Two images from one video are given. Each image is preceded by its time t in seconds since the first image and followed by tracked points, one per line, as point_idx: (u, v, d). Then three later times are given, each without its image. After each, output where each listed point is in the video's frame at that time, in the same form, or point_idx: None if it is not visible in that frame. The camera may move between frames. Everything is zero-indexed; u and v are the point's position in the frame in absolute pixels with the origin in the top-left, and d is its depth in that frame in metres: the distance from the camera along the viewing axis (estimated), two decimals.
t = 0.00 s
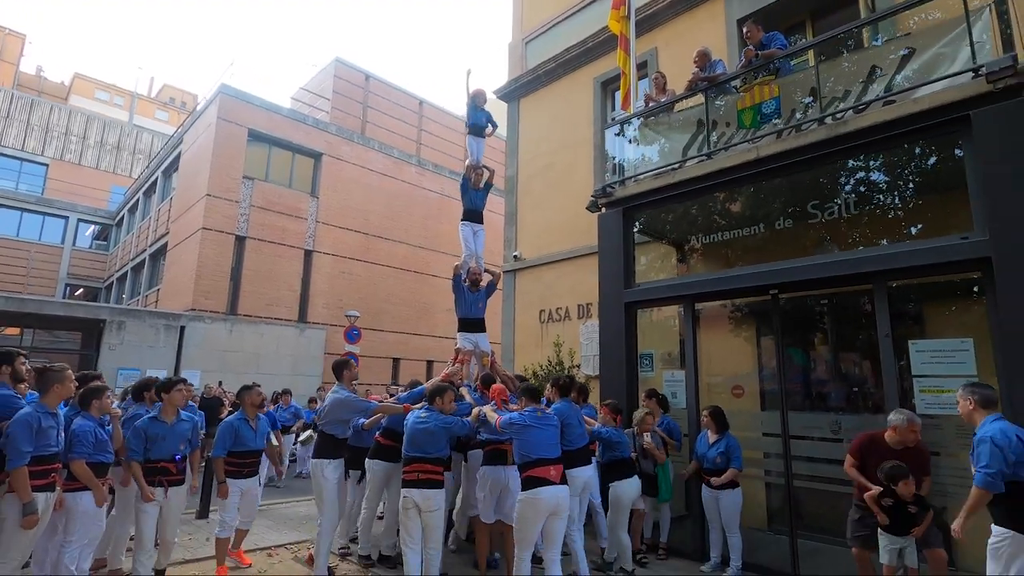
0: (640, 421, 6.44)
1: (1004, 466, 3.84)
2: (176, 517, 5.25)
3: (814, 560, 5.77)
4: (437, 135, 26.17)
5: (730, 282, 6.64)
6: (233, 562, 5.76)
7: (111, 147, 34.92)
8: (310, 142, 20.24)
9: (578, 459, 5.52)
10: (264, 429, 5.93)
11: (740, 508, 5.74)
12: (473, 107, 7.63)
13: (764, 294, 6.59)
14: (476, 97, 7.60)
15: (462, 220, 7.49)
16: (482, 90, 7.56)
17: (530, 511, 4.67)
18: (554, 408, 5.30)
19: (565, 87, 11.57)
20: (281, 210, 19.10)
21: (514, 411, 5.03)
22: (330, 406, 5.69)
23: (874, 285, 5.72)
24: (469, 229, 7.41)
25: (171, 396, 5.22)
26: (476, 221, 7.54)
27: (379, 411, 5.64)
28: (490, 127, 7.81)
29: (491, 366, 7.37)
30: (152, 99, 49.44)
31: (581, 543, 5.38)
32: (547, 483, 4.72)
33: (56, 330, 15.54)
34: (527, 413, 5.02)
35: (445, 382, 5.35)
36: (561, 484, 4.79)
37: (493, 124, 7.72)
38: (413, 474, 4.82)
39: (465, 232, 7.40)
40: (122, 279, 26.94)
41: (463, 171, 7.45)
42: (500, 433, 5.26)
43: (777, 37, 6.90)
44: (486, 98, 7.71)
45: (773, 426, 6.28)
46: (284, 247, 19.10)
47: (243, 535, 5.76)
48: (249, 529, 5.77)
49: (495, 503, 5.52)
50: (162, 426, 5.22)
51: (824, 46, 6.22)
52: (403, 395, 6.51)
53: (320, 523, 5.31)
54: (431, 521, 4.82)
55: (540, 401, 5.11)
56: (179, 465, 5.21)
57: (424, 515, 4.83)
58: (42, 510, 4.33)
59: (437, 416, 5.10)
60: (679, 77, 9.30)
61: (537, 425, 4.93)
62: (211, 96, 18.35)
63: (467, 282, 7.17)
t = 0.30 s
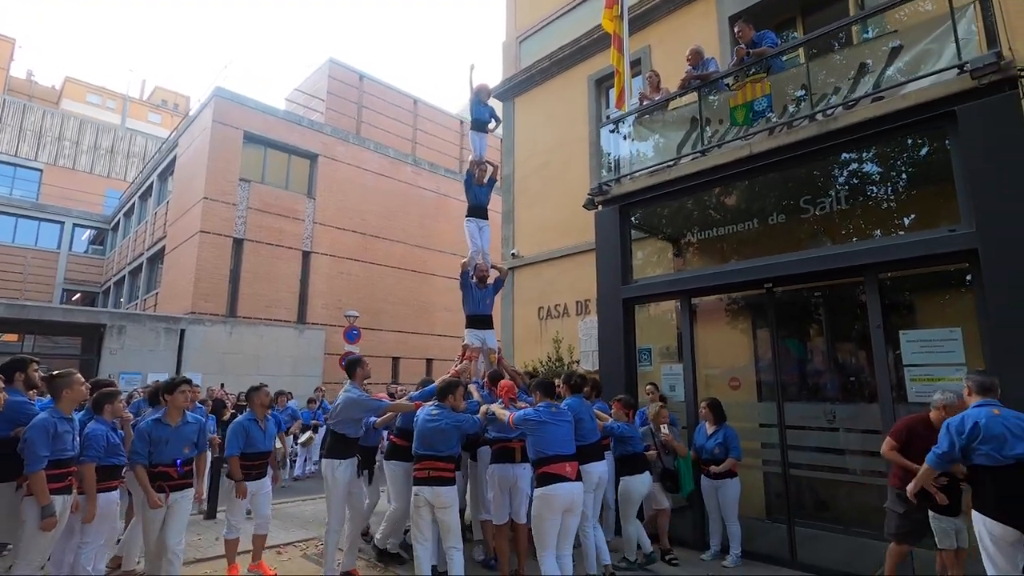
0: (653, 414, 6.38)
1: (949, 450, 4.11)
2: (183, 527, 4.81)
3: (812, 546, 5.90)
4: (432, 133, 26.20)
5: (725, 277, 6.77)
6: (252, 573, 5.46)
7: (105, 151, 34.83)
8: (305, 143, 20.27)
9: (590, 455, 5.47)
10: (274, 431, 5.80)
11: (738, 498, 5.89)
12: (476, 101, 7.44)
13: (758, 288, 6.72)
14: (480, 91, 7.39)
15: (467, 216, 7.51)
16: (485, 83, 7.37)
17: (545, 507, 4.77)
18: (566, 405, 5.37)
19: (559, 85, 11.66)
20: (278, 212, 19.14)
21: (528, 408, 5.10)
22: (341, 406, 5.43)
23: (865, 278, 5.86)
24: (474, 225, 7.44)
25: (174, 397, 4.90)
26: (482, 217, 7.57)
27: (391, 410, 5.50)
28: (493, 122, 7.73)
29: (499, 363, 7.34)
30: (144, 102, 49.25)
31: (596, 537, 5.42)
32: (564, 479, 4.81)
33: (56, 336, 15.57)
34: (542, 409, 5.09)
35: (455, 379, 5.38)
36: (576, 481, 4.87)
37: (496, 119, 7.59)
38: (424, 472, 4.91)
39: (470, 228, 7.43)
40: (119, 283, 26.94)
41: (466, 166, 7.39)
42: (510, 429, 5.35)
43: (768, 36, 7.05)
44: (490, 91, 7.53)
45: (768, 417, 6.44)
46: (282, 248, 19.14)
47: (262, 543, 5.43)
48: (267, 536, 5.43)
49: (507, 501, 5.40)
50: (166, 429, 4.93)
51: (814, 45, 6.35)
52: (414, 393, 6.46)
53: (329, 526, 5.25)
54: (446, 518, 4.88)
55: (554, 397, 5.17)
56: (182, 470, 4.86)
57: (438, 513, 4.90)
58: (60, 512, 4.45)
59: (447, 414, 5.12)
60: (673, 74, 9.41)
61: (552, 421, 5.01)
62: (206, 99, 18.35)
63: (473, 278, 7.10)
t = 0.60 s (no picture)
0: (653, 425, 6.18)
1: (915, 466, 4.39)
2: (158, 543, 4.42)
3: (784, 556, 6.10)
4: (419, 141, 26.28)
5: (704, 294, 6.97)
6: None
7: (84, 147, 34.24)
8: (292, 147, 20.21)
9: (584, 467, 5.36)
10: (264, 437, 5.49)
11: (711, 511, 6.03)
12: (472, 107, 7.43)
13: (735, 305, 6.94)
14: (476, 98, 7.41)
15: (461, 223, 7.35)
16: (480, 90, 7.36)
17: (533, 520, 4.78)
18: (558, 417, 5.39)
19: (548, 100, 11.87)
20: (262, 214, 19.01)
21: (518, 420, 5.08)
22: (328, 416, 5.43)
23: (836, 298, 6.10)
24: (468, 232, 7.29)
25: (154, 400, 4.51)
26: (476, 224, 7.43)
27: (377, 420, 5.38)
28: (487, 130, 7.68)
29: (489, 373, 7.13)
30: (126, 98, 48.53)
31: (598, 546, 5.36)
32: (552, 493, 4.81)
33: (28, 334, 15.22)
34: (531, 421, 5.07)
35: (447, 387, 5.21)
36: (565, 495, 4.88)
37: (491, 127, 7.59)
38: (420, 484, 4.75)
39: (465, 235, 7.28)
40: (94, 282, 26.42)
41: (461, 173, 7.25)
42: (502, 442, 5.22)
43: (749, 63, 7.35)
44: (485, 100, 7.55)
45: (742, 431, 6.65)
46: (264, 251, 18.99)
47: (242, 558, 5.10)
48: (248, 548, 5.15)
49: (496, 510, 5.48)
50: (144, 434, 4.53)
51: (792, 73, 6.64)
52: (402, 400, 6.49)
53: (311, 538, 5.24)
54: (440, 531, 4.79)
55: (543, 409, 5.15)
56: (159, 480, 4.48)
57: (433, 526, 4.79)
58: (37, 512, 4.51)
59: (443, 424, 4.97)
60: (658, 94, 9.68)
61: (540, 434, 4.99)
62: (192, 99, 18.23)
63: (467, 285, 6.98)
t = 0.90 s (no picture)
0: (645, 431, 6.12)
1: (880, 467, 4.66)
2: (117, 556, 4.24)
3: (738, 554, 6.41)
4: (391, 141, 26.13)
5: (668, 301, 7.22)
6: None
7: (36, 135, 32.76)
8: (260, 143, 19.85)
9: (560, 468, 5.40)
10: (240, 437, 5.40)
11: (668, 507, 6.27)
12: (451, 108, 7.34)
13: (697, 311, 7.22)
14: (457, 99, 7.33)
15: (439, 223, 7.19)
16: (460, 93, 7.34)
17: (505, 522, 4.75)
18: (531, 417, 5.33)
19: (520, 106, 12.03)
20: (227, 211, 18.59)
21: (494, 421, 5.10)
22: (303, 416, 5.47)
23: (790, 306, 6.42)
24: (446, 233, 7.12)
25: (106, 404, 4.21)
26: (453, 225, 7.26)
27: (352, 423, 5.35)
28: (468, 131, 7.54)
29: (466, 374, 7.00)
30: (82, 85, 46.61)
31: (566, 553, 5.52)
32: (524, 495, 4.81)
33: None
34: (506, 423, 5.08)
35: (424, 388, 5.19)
36: (537, 497, 4.88)
37: (471, 128, 7.44)
38: (397, 486, 4.69)
39: (442, 235, 7.10)
40: (45, 277, 25.32)
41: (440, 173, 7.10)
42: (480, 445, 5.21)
43: (713, 80, 7.68)
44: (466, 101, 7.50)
45: (700, 432, 6.93)
46: (229, 249, 18.56)
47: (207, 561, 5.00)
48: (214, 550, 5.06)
49: (477, 515, 5.42)
50: (96, 442, 4.25)
51: (754, 90, 6.94)
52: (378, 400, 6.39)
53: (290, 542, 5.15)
54: (415, 535, 4.71)
55: (520, 411, 5.12)
56: (117, 491, 4.27)
57: (409, 528, 4.72)
58: None
59: (423, 423, 4.98)
60: (627, 105, 9.97)
61: (515, 436, 5.00)
62: (156, 90, 17.74)
63: (445, 286, 6.92)
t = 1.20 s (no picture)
0: (645, 443, 6.20)
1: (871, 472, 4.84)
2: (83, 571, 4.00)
3: (710, 557, 6.63)
4: (371, 147, 26.11)
5: (644, 310, 7.43)
6: None
7: (3, 134, 31.87)
8: (238, 147, 19.67)
9: (550, 476, 5.56)
10: (223, 446, 5.45)
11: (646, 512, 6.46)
12: (442, 114, 7.42)
13: (671, 321, 7.45)
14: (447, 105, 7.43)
15: (428, 228, 7.13)
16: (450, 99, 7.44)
17: (500, 532, 4.75)
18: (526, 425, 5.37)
19: (502, 117, 12.22)
20: (204, 215, 18.33)
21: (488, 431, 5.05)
22: (294, 423, 5.61)
23: (760, 317, 6.69)
24: (435, 238, 7.06)
25: (77, 406, 4.06)
26: (442, 230, 7.22)
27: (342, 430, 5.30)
28: (459, 136, 7.59)
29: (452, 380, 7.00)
30: (52, 83, 45.45)
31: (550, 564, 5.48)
32: (521, 505, 4.81)
33: None
34: (504, 433, 5.09)
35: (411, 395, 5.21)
36: (532, 506, 4.88)
37: (461, 134, 7.50)
38: (386, 495, 4.72)
39: (431, 240, 7.04)
40: (10, 280, 24.59)
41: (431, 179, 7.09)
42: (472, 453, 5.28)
43: (688, 98, 8.01)
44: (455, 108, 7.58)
45: (675, 439, 7.22)
46: (205, 254, 18.31)
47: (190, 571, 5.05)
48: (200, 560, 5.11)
49: (469, 524, 5.39)
50: (64, 448, 4.04)
51: (728, 108, 7.22)
52: (368, 410, 6.21)
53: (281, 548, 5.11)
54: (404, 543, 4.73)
55: (516, 420, 5.18)
56: (85, 505, 4.04)
57: (396, 537, 4.72)
58: None
59: (409, 430, 4.95)
60: (607, 119, 10.24)
61: (513, 446, 5.01)
62: (132, 92, 17.49)
63: (432, 292, 6.84)
